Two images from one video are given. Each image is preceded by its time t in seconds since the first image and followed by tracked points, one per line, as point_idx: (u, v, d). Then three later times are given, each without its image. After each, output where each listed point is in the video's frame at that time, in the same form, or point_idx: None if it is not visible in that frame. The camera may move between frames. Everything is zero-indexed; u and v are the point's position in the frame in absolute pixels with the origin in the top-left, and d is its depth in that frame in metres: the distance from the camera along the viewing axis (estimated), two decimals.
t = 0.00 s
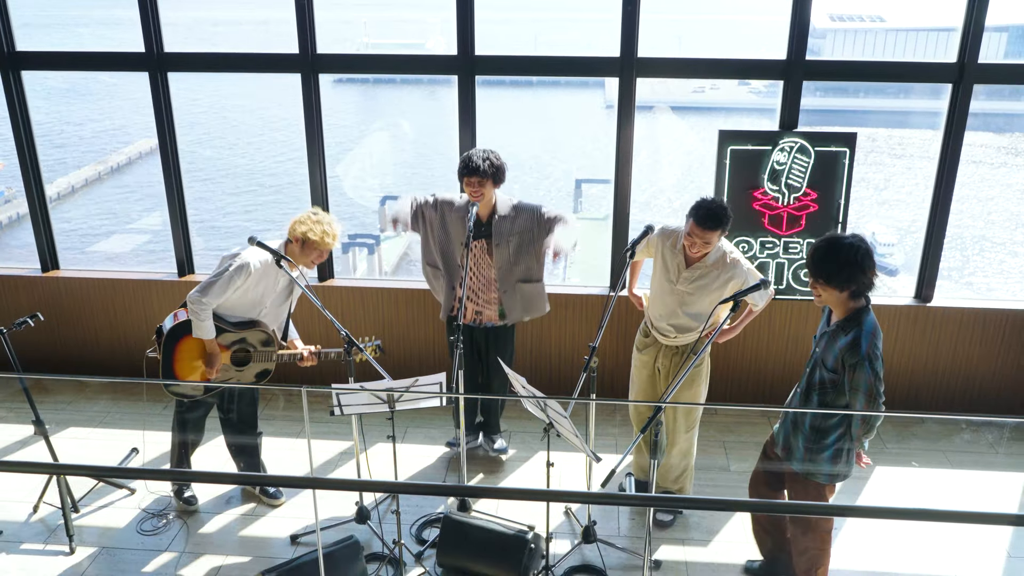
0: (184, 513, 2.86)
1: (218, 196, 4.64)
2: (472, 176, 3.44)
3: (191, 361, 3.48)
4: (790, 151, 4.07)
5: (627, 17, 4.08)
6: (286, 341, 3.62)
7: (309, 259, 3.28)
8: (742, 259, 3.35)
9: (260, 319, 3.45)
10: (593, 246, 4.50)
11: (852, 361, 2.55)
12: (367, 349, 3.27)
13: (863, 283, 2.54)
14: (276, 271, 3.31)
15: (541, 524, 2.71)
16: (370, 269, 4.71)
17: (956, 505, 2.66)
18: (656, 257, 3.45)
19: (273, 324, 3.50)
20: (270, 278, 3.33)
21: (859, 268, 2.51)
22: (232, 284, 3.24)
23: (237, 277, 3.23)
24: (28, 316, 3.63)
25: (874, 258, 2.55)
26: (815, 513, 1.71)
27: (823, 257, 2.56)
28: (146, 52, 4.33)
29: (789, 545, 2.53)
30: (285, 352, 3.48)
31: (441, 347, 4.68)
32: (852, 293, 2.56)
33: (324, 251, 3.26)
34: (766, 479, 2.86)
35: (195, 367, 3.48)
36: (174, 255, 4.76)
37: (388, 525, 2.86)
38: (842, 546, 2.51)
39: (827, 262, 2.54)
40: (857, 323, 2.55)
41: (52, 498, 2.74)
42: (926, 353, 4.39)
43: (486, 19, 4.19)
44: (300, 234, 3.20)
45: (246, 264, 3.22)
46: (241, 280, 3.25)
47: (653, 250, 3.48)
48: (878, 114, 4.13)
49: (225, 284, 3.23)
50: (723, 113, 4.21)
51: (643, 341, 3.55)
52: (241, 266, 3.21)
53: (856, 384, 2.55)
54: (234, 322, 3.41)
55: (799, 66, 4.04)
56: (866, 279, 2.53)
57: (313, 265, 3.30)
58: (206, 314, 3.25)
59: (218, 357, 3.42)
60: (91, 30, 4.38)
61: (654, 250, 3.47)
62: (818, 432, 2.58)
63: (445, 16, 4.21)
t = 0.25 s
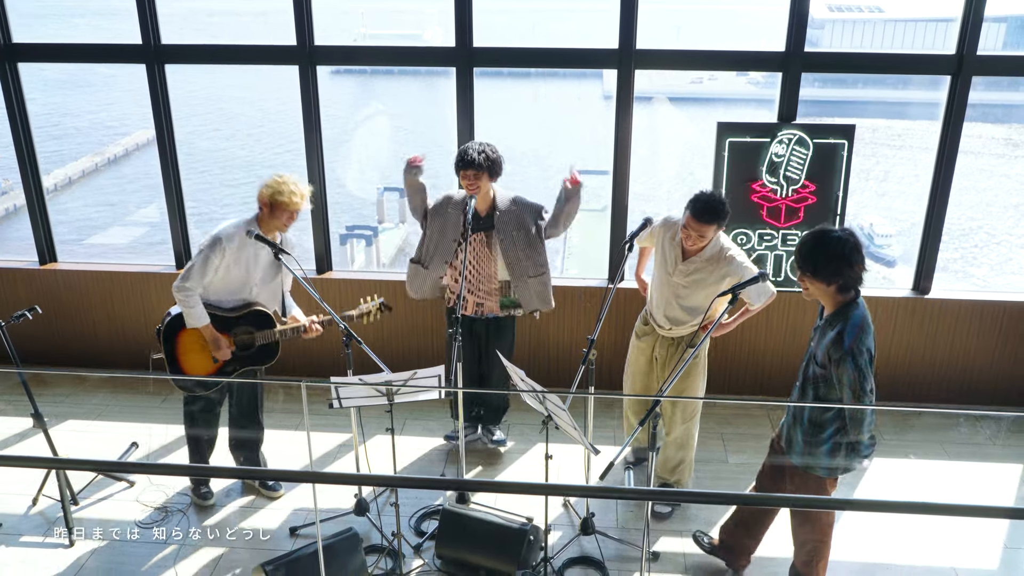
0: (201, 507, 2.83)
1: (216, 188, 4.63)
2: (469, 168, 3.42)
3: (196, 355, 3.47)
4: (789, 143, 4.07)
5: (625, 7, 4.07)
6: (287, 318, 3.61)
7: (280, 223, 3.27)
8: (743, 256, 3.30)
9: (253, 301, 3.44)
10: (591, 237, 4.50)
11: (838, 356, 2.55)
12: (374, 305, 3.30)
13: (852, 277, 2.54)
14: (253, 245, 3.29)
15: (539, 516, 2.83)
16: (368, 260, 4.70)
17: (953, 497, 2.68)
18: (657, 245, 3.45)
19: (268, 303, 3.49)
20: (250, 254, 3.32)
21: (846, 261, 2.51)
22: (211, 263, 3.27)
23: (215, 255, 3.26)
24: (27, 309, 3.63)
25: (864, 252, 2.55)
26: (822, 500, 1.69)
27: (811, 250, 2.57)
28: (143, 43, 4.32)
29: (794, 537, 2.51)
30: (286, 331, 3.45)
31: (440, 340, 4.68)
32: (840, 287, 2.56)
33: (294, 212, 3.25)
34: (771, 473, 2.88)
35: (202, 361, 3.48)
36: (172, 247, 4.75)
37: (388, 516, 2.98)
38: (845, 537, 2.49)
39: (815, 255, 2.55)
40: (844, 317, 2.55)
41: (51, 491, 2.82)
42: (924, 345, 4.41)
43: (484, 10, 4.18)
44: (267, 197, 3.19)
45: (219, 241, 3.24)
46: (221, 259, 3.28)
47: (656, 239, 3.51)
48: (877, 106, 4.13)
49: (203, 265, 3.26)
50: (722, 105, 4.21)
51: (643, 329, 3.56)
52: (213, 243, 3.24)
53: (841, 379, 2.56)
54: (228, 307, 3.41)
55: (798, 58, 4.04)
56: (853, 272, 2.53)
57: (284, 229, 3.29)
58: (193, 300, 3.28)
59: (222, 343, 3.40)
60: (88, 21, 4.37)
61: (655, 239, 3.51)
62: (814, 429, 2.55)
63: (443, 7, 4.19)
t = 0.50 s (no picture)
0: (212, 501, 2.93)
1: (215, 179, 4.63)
2: (475, 165, 3.42)
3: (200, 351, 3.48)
4: (789, 135, 4.06)
5: None
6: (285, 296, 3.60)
7: (245, 200, 3.28)
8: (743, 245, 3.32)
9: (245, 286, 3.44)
10: (591, 228, 4.50)
11: (843, 350, 2.56)
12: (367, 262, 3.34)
13: (854, 270, 2.54)
14: (226, 230, 3.31)
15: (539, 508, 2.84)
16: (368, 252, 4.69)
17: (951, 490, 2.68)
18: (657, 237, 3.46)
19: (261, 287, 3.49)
20: (227, 241, 3.32)
21: (847, 254, 2.51)
22: (187, 257, 3.30)
23: (187, 250, 3.29)
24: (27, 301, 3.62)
25: (866, 244, 2.55)
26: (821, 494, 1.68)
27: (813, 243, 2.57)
28: (142, 34, 4.31)
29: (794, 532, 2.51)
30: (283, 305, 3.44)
31: (440, 332, 4.69)
32: (843, 280, 2.56)
33: (256, 186, 3.27)
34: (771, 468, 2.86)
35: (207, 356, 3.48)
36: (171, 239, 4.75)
37: (389, 509, 2.92)
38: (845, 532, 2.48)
39: (817, 249, 2.55)
40: (849, 310, 2.56)
41: (52, 482, 2.68)
42: (923, 337, 4.41)
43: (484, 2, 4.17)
44: (227, 175, 3.22)
45: (190, 233, 3.27)
46: (195, 251, 3.30)
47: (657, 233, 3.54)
48: (877, 97, 4.12)
49: (180, 260, 3.29)
50: (722, 97, 4.19)
51: (644, 319, 3.56)
52: (184, 237, 3.27)
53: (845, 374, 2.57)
54: (219, 296, 3.41)
55: (798, 49, 4.02)
56: (855, 265, 2.53)
57: (251, 206, 3.30)
58: (180, 296, 3.29)
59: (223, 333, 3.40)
60: (87, 12, 4.35)
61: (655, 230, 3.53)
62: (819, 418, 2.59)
63: None
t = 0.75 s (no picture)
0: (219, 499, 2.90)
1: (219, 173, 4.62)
2: (479, 158, 3.42)
3: (202, 351, 3.47)
4: (794, 130, 4.05)
5: None
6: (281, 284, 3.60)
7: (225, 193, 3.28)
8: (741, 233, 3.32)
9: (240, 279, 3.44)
10: (595, 222, 4.49)
11: (857, 347, 2.56)
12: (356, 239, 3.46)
13: (866, 266, 2.53)
14: (212, 225, 3.31)
15: (543, 503, 2.85)
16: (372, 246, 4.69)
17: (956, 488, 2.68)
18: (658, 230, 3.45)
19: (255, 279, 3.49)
20: (214, 236, 3.32)
21: (863, 250, 2.50)
22: (177, 257, 3.29)
23: (176, 250, 3.29)
24: (32, 296, 3.62)
25: (879, 241, 2.54)
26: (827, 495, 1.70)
27: (827, 240, 2.54)
28: (146, 28, 4.30)
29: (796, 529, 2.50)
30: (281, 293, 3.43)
31: (444, 326, 4.69)
32: (856, 276, 2.55)
33: (234, 177, 3.26)
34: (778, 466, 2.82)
35: (208, 354, 3.47)
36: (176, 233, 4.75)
37: (392, 502, 2.93)
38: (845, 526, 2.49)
39: (831, 246, 2.53)
40: (862, 307, 2.55)
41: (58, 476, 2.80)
42: (928, 333, 4.40)
43: None
44: (204, 171, 3.21)
45: (176, 233, 3.27)
46: (184, 250, 3.29)
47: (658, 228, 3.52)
48: (883, 91, 4.10)
49: (171, 260, 3.28)
50: (727, 91, 4.18)
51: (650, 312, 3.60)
52: (172, 238, 3.27)
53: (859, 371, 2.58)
54: (214, 292, 3.41)
55: (804, 44, 4.01)
56: (869, 261, 2.52)
57: (231, 197, 3.28)
58: (176, 297, 3.29)
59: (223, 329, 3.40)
60: (91, 5, 4.35)
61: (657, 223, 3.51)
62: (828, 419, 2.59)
63: None
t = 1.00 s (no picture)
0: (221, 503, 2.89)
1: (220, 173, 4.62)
2: (477, 161, 3.41)
3: (197, 352, 3.44)
4: (796, 131, 4.05)
5: None
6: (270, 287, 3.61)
7: (213, 200, 3.28)
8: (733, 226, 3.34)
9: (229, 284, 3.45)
10: (597, 222, 4.48)
11: (859, 350, 2.54)
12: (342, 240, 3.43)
13: (870, 268, 2.52)
14: (199, 231, 3.31)
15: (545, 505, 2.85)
16: (373, 246, 4.68)
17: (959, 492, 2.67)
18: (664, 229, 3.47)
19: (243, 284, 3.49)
20: (202, 242, 3.32)
21: (867, 252, 2.49)
22: (167, 265, 3.27)
23: (166, 258, 3.27)
24: (33, 297, 3.61)
25: (884, 244, 2.53)
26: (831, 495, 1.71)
27: (832, 240, 2.54)
28: (147, 28, 4.30)
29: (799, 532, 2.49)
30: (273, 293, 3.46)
31: (446, 326, 4.68)
32: (859, 278, 2.54)
33: (224, 184, 3.26)
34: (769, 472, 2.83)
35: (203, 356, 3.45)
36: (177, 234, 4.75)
37: (393, 505, 2.93)
38: (846, 528, 2.49)
39: (836, 246, 2.52)
40: (864, 309, 2.54)
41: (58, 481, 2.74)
42: (931, 334, 4.39)
43: None
44: (193, 178, 3.22)
45: (165, 241, 3.25)
46: (174, 257, 3.28)
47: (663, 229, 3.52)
48: (885, 92, 4.09)
49: (161, 269, 3.26)
50: (730, 91, 4.17)
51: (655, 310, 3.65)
52: (160, 245, 3.25)
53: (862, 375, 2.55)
54: (204, 299, 3.40)
55: (806, 45, 4.00)
56: (873, 263, 2.51)
57: (219, 204, 3.30)
58: (167, 305, 3.26)
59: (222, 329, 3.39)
60: (92, 5, 4.35)
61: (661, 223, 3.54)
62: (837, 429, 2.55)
63: None
